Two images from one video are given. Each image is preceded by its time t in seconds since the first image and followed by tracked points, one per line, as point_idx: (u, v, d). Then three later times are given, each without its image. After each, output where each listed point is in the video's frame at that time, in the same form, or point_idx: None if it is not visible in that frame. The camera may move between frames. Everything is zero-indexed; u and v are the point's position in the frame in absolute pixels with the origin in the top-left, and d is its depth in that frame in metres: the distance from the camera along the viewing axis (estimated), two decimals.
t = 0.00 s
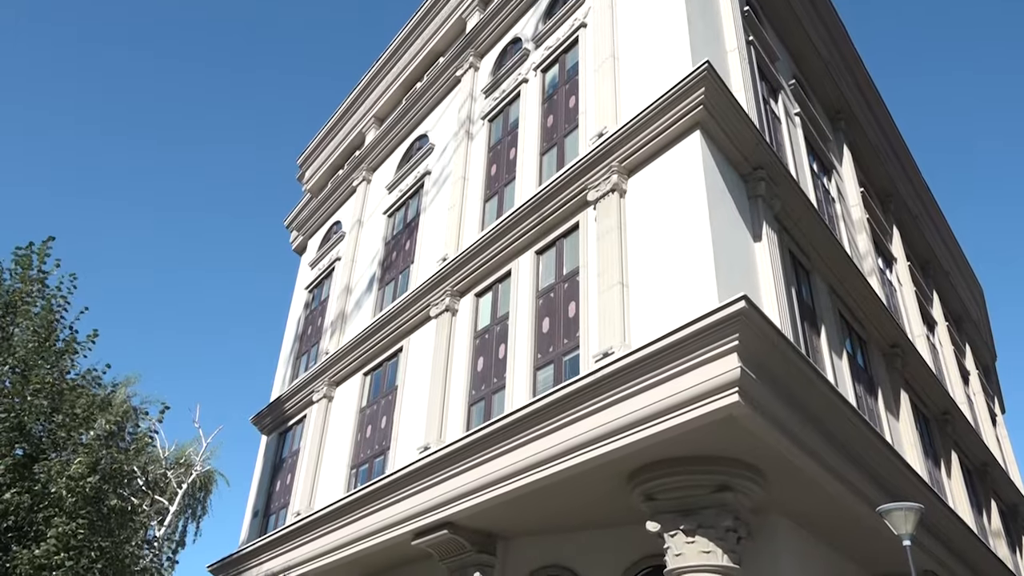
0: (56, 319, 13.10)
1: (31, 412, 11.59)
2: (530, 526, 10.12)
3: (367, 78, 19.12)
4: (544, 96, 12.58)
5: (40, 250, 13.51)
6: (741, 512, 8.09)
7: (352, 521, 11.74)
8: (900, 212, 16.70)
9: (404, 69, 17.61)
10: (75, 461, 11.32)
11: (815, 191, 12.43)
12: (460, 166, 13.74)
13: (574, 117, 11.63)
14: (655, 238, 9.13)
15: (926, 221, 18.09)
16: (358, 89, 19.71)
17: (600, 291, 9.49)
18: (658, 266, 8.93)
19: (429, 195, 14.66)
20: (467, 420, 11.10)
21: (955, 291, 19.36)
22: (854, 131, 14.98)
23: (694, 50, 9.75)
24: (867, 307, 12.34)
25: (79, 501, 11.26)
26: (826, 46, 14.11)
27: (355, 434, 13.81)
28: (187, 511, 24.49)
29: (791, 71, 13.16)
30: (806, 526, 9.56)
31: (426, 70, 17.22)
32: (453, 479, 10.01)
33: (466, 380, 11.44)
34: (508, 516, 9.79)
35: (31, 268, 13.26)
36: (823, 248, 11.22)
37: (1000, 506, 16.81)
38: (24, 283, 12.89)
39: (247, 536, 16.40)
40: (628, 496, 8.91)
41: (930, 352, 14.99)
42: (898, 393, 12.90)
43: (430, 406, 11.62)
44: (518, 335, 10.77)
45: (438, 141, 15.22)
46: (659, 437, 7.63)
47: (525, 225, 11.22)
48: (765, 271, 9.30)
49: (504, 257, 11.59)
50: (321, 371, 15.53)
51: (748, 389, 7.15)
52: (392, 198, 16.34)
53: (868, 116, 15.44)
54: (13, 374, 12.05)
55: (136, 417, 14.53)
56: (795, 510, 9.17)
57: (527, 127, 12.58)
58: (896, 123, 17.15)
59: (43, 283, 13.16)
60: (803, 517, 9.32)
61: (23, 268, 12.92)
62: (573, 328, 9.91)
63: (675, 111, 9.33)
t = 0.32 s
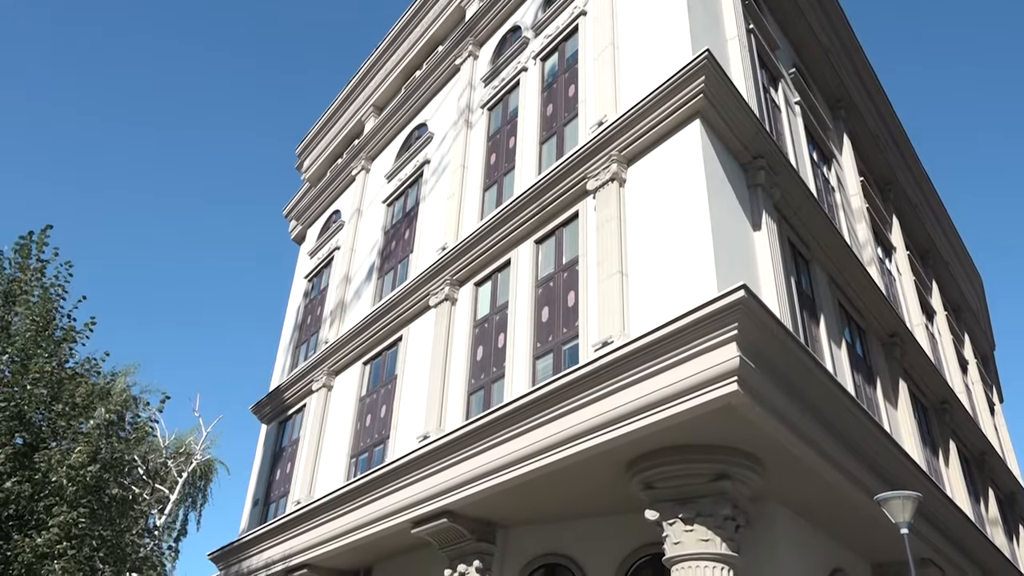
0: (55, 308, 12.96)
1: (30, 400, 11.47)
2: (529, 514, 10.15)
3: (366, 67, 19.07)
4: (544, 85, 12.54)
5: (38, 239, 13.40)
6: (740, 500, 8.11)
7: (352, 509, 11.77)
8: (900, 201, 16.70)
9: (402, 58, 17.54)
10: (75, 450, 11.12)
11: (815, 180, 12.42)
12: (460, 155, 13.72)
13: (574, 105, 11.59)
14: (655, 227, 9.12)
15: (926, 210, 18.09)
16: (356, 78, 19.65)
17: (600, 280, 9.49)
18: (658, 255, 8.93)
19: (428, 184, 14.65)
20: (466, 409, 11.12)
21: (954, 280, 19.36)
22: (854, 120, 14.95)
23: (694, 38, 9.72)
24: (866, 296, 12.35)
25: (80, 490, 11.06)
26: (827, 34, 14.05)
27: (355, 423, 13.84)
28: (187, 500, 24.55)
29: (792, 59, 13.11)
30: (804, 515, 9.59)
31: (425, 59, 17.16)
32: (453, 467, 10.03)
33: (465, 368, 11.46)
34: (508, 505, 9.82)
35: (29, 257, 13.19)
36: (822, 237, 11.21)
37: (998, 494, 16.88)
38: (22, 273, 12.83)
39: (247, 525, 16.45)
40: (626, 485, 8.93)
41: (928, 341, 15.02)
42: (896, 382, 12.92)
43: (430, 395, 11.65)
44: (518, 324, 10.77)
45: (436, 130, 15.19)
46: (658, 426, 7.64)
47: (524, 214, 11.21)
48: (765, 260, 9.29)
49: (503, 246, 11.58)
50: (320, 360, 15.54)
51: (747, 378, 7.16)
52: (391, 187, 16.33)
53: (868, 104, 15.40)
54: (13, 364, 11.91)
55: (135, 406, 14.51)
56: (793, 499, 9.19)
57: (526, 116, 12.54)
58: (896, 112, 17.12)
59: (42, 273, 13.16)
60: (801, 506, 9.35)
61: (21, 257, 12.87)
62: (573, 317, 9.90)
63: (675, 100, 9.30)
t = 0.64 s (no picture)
0: (54, 295, 12.67)
1: (31, 389, 11.29)
2: (529, 502, 10.19)
3: (364, 55, 18.99)
4: (543, 73, 12.50)
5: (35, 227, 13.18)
6: (739, 487, 8.14)
7: (352, 497, 11.81)
8: (899, 189, 16.69)
9: (401, 46, 17.47)
10: (76, 438, 10.94)
11: (815, 168, 12.40)
12: (459, 144, 13.70)
13: (574, 93, 11.55)
14: (655, 216, 9.11)
15: (926, 198, 18.07)
16: (355, 66, 19.58)
17: (599, 269, 9.49)
18: (658, 243, 8.92)
19: (427, 172, 14.63)
20: (465, 397, 11.15)
21: (954, 268, 19.37)
22: (854, 108, 14.91)
23: (694, 25, 9.68)
24: (866, 285, 12.36)
25: (82, 478, 10.88)
26: (827, 22, 13.99)
27: (354, 411, 13.86)
28: (187, 488, 24.66)
29: (792, 47, 13.06)
30: (803, 502, 9.62)
31: (424, 47, 17.08)
32: (453, 455, 10.06)
33: (465, 357, 11.47)
34: (507, 492, 9.86)
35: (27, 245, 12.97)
36: (822, 226, 11.21)
37: (995, 482, 16.94)
38: (20, 261, 12.57)
39: (247, 512, 16.52)
40: (626, 473, 8.96)
41: (927, 329, 15.03)
42: (895, 370, 12.93)
43: (430, 383, 11.67)
44: (518, 313, 10.78)
45: (435, 118, 15.15)
46: (657, 414, 7.66)
47: (524, 203, 11.20)
48: (764, 248, 9.29)
49: (503, 234, 11.57)
50: (320, 349, 15.56)
51: (746, 366, 7.17)
52: (390, 175, 16.30)
53: (868, 92, 15.35)
54: (11, 352, 11.68)
55: (134, 395, 14.49)
56: (792, 487, 9.22)
57: (526, 104, 12.50)
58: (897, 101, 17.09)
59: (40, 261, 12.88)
60: (800, 493, 9.39)
61: (18, 245, 12.66)
62: (572, 305, 9.91)
63: (675, 88, 9.27)
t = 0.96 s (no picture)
0: (52, 281, 12.60)
1: (31, 374, 11.26)
2: (529, 487, 10.23)
3: (363, 40, 18.90)
4: (542, 59, 12.45)
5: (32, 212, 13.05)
6: (737, 473, 8.17)
7: (352, 482, 11.86)
8: (899, 176, 16.67)
9: (400, 31, 17.38)
10: (76, 423, 10.95)
11: (815, 153, 12.36)
12: (458, 129, 13.67)
13: (574, 78, 11.49)
14: (654, 202, 9.09)
15: (926, 184, 18.04)
16: (353, 51, 19.48)
17: (598, 255, 9.49)
18: (657, 228, 8.92)
19: (426, 158, 14.60)
20: (465, 383, 11.17)
21: (953, 255, 19.38)
22: (855, 93, 14.86)
23: (694, 10, 9.64)
24: (865, 271, 12.37)
25: (82, 463, 10.90)
26: (829, 6, 13.91)
27: (354, 397, 13.89)
28: (189, 473, 24.82)
29: (793, 33, 13.00)
30: (801, 488, 9.66)
31: (422, 32, 16.99)
32: (453, 441, 10.09)
33: (464, 343, 11.48)
34: (507, 478, 9.90)
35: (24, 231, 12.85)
36: (821, 212, 11.20)
37: (993, 467, 17.02)
38: (18, 247, 12.47)
39: (248, 497, 16.59)
40: (625, 458, 8.99)
41: (926, 315, 15.05)
42: (893, 356, 12.96)
43: (430, 368, 11.70)
44: (517, 299, 10.78)
45: (434, 104, 15.10)
46: (656, 400, 7.67)
47: (522, 189, 11.18)
48: (763, 234, 9.29)
49: (502, 221, 11.57)
50: (320, 335, 15.59)
51: (745, 352, 7.18)
52: (389, 161, 16.26)
53: (869, 78, 15.30)
54: (10, 338, 11.64)
55: (134, 380, 14.48)
56: (790, 472, 9.26)
57: (525, 89, 12.45)
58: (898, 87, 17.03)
59: (38, 247, 12.76)
60: (798, 479, 9.43)
61: (16, 231, 12.53)
62: (572, 291, 9.91)
63: (674, 73, 9.24)
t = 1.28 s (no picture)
0: (51, 269, 12.56)
1: (30, 361, 11.23)
2: (528, 474, 10.28)
3: (362, 26, 18.81)
4: (542, 45, 12.39)
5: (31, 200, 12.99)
6: (736, 459, 8.19)
7: (352, 469, 11.90)
8: (899, 163, 16.63)
9: (398, 18, 17.28)
10: (76, 410, 10.95)
11: (816, 140, 12.32)
12: (457, 116, 13.63)
13: (574, 65, 11.44)
14: (654, 189, 9.08)
15: (926, 171, 18.01)
16: (352, 38, 19.40)
17: (598, 242, 9.48)
18: (657, 215, 8.91)
19: (425, 145, 14.55)
20: (464, 370, 11.19)
21: (953, 242, 19.37)
22: (855, 80, 14.81)
23: None
24: (864, 259, 12.37)
25: (83, 450, 10.91)
26: None
27: (354, 384, 13.92)
28: (189, 460, 24.91)
29: (794, 19, 12.93)
30: (800, 474, 9.69)
31: (421, 18, 16.89)
32: (454, 428, 10.12)
33: (464, 330, 11.49)
34: (506, 465, 9.94)
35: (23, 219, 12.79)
36: (821, 199, 11.18)
37: (991, 454, 17.09)
38: (17, 234, 12.41)
39: (248, 484, 16.66)
40: (624, 445, 9.01)
41: (925, 302, 15.05)
42: (892, 343, 12.99)
43: (429, 356, 11.72)
44: (516, 288, 10.78)
45: (434, 91, 15.04)
46: (656, 387, 7.69)
47: (522, 176, 11.16)
48: (763, 221, 9.28)
49: (501, 208, 11.55)
50: (319, 322, 15.60)
51: (745, 340, 7.18)
52: (388, 148, 16.21)
53: (870, 64, 15.24)
54: (9, 325, 11.62)
55: (134, 368, 14.48)
56: (789, 459, 9.29)
57: (525, 76, 12.41)
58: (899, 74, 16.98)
59: (38, 234, 12.71)
60: (797, 466, 9.46)
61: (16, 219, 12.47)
62: (571, 279, 9.91)
63: (675, 60, 9.20)
